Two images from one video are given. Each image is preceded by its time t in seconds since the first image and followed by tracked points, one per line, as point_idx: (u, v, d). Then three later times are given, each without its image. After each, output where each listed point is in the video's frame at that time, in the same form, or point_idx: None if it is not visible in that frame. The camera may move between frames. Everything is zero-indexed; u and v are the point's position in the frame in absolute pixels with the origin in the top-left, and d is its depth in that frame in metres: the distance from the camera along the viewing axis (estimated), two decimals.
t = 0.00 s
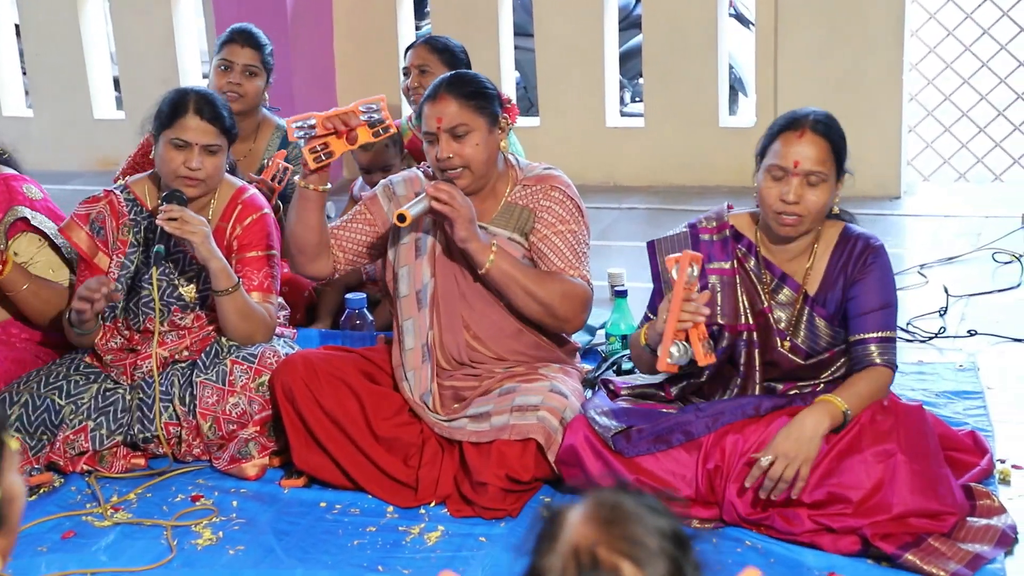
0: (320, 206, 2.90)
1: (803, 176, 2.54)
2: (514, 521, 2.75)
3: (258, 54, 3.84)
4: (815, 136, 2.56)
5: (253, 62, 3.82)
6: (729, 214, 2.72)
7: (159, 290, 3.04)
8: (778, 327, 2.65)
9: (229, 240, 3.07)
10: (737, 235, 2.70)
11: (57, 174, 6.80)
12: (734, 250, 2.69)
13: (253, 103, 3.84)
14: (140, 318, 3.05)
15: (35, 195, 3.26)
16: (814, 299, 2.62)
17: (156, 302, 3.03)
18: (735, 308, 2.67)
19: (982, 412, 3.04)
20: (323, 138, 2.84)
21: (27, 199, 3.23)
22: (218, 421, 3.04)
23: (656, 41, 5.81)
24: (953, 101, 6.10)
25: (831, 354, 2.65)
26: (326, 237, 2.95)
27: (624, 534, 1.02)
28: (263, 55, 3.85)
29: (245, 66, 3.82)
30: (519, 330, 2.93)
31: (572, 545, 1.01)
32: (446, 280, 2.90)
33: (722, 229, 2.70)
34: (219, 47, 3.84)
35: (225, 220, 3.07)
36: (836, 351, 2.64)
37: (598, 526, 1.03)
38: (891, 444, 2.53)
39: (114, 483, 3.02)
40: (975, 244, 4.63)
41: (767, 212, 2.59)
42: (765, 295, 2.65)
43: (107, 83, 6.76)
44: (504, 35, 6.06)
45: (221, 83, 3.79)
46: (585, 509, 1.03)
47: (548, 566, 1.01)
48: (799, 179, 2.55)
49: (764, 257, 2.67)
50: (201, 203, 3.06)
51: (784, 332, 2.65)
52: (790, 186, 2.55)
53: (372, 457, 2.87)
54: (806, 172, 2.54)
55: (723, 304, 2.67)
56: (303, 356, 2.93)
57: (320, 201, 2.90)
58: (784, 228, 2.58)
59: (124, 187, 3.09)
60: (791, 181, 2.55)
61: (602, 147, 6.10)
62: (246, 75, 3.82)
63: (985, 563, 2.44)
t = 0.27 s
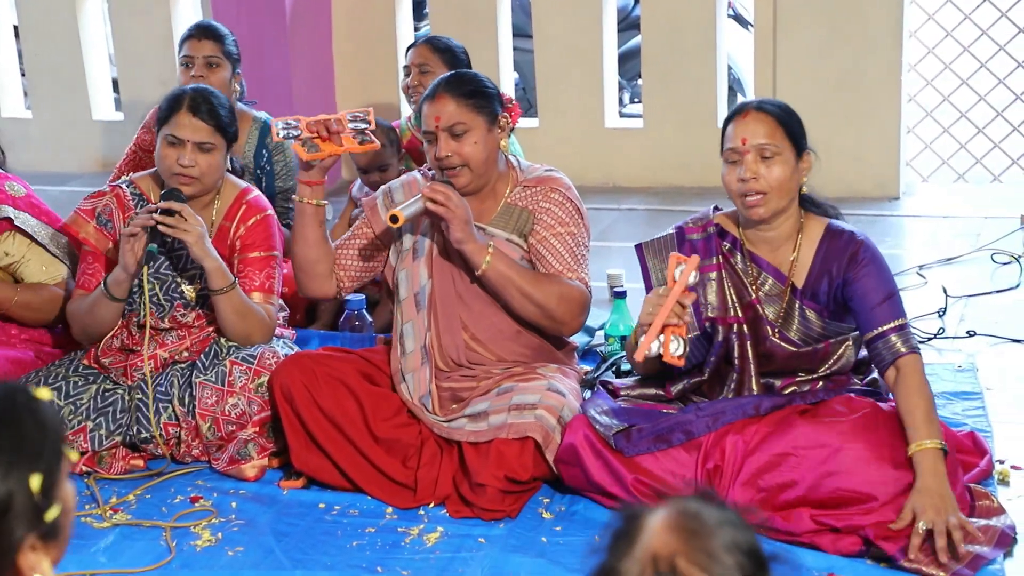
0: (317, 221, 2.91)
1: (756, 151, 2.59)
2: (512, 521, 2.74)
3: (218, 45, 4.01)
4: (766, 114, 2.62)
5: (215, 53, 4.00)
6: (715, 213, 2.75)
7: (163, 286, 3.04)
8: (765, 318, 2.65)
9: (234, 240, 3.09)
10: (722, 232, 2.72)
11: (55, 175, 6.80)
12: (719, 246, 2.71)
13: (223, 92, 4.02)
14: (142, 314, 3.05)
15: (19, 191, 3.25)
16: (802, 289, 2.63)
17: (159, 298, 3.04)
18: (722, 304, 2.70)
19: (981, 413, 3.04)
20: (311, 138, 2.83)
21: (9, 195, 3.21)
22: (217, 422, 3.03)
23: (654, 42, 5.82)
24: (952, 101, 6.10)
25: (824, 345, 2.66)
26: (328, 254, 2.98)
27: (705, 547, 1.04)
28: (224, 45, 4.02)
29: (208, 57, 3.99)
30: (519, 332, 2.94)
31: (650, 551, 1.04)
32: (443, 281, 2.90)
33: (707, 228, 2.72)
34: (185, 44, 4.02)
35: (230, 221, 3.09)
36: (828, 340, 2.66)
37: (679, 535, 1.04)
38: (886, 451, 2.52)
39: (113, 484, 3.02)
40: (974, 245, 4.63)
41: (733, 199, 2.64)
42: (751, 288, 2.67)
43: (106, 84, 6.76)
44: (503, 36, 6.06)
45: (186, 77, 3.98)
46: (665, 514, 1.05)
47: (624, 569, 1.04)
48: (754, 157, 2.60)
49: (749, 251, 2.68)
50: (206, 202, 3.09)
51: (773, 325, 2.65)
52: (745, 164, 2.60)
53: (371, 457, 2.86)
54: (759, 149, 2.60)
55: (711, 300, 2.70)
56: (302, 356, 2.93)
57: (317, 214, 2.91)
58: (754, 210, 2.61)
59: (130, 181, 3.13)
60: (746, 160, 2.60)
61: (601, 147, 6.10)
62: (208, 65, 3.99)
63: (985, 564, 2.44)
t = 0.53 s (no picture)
0: (326, 239, 2.91)
1: (734, 142, 2.59)
2: (514, 522, 2.73)
3: (192, 43, 4.01)
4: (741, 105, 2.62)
5: (190, 52, 4.00)
6: (701, 209, 2.74)
7: (168, 283, 3.05)
8: (756, 306, 2.63)
9: (239, 240, 3.08)
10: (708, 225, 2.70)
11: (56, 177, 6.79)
12: (706, 240, 2.69)
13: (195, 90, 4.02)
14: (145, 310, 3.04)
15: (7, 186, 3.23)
16: (792, 275, 2.61)
17: (164, 296, 3.05)
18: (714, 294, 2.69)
19: (983, 414, 3.04)
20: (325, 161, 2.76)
21: None
22: (219, 423, 3.03)
23: (656, 43, 5.81)
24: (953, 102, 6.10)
25: (817, 335, 2.63)
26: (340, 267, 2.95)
27: (759, 564, 0.98)
28: (198, 43, 4.02)
29: (182, 56, 3.99)
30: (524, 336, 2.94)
31: (705, 564, 0.99)
32: (449, 287, 2.89)
33: (693, 223, 2.71)
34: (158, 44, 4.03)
35: (235, 220, 3.08)
36: (824, 330, 2.62)
37: (735, 551, 0.99)
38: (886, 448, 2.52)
39: (114, 485, 3.02)
40: (977, 246, 4.63)
41: (716, 191, 2.63)
42: (740, 278, 2.65)
43: (108, 85, 6.76)
44: (505, 37, 6.06)
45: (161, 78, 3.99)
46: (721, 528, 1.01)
47: None
48: (732, 146, 2.59)
49: (735, 240, 2.67)
50: (212, 199, 3.08)
51: (765, 313, 2.63)
52: (726, 155, 2.59)
53: (372, 458, 2.86)
54: (737, 138, 2.59)
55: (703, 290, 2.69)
56: (303, 357, 2.93)
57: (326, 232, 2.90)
58: (741, 201, 2.59)
59: (136, 180, 3.14)
60: (725, 150, 2.59)
61: (603, 149, 6.09)
62: (182, 64, 3.99)
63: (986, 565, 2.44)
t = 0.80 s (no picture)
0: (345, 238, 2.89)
1: (723, 147, 2.57)
2: (514, 523, 2.73)
3: (183, 44, 4.00)
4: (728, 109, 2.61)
5: (182, 52, 3.99)
6: (694, 208, 2.74)
7: (169, 286, 3.06)
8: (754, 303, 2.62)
9: (242, 241, 3.09)
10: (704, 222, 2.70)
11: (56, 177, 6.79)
12: (703, 236, 2.69)
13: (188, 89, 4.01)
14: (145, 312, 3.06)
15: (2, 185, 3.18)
16: (791, 269, 2.60)
17: (165, 298, 3.05)
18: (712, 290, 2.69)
19: (983, 415, 3.04)
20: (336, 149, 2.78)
21: None
22: (219, 424, 3.02)
23: (657, 44, 5.81)
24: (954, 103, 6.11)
25: (816, 331, 2.62)
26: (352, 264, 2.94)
27: (756, 564, 0.99)
28: (189, 43, 4.02)
29: (174, 56, 3.99)
30: (524, 335, 2.94)
31: (700, 563, 1.00)
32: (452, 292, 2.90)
33: (688, 222, 2.71)
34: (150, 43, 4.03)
35: (239, 222, 3.09)
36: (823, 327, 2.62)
37: (731, 550, 1.00)
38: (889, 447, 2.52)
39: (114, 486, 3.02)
40: (977, 247, 4.63)
41: (708, 195, 2.61)
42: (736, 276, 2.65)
43: (108, 86, 6.76)
44: (506, 38, 6.06)
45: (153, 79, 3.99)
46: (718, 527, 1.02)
47: None
48: (722, 151, 2.58)
49: (731, 238, 2.67)
50: (215, 203, 3.09)
51: (763, 309, 2.62)
52: (716, 161, 2.57)
53: (373, 460, 2.87)
54: (726, 143, 2.58)
55: (702, 288, 2.69)
56: (303, 359, 2.93)
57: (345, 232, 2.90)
58: (733, 204, 2.59)
59: (138, 182, 3.14)
60: (715, 156, 2.58)
61: (604, 149, 6.09)
62: (175, 64, 3.99)
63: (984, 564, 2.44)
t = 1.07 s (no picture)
0: (354, 249, 2.87)
1: (728, 160, 2.56)
2: (515, 524, 2.74)
3: (188, 45, 4.01)
4: (729, 120, 2.59)
5: (186, 55, 4.00)
6: (699, 216, 2.74)
7: (172, 286, 3.04)
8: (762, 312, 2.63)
9: (246, 240, 3.08)
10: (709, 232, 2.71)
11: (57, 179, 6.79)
12: (708, 246, 2.69)
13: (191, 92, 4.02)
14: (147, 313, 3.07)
15: (4, 189, 3.21)
16: (797, 278, 2.60)
17: (167, 299, 3.05)
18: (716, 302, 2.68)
19: (984, 416, 3.04)
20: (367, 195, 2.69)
21: None
22: (220, 427, 3.03)
23: (658, 45, 5.82)
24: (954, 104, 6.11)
25: (822, 340, 2.61)
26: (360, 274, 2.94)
27: (733, 556, 0.99)
28: (193, 45, 4.02)
29: (179, 59, 3.99)
30: (524, 335, 2.94)
31: (676, 557, 1.01)
32: (451, 291, 2.90)
33: (693, 230, 2.71)
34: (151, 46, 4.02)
35: (241, 223, 3.08)
36: (830, 336, 2.62)
37: (705, 543, 1.01)
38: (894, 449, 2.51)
39: (115, 487, 3.02)
40: (978, 248, 4.63)
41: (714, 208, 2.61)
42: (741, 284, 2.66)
43: (109, 86, 6.76)
44: (506, 39, 6.06)
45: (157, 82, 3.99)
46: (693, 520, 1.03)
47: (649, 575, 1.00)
48: (725, 164, 2.57)
49: (738, 249, 2.67)
50: (218, 204, 3.08)
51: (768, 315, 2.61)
52: (721, 174, 2.57)
53: (374, 461, 2.87)
54: (730, 155, 2.56)
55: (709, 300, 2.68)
56: (304, 360, 2.93)
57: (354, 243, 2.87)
58: (740, 219, 2.60)
59: (139, 183, 3.14)
60: (720, 169, 2.57)
61: (605, 149, 6.09)
62: (179, 67, 3.99)
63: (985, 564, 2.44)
